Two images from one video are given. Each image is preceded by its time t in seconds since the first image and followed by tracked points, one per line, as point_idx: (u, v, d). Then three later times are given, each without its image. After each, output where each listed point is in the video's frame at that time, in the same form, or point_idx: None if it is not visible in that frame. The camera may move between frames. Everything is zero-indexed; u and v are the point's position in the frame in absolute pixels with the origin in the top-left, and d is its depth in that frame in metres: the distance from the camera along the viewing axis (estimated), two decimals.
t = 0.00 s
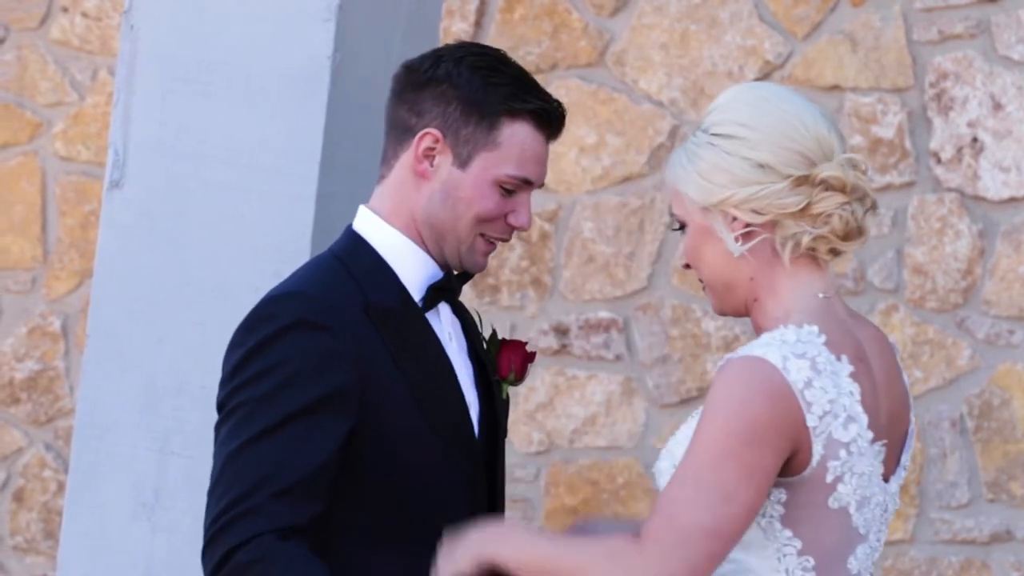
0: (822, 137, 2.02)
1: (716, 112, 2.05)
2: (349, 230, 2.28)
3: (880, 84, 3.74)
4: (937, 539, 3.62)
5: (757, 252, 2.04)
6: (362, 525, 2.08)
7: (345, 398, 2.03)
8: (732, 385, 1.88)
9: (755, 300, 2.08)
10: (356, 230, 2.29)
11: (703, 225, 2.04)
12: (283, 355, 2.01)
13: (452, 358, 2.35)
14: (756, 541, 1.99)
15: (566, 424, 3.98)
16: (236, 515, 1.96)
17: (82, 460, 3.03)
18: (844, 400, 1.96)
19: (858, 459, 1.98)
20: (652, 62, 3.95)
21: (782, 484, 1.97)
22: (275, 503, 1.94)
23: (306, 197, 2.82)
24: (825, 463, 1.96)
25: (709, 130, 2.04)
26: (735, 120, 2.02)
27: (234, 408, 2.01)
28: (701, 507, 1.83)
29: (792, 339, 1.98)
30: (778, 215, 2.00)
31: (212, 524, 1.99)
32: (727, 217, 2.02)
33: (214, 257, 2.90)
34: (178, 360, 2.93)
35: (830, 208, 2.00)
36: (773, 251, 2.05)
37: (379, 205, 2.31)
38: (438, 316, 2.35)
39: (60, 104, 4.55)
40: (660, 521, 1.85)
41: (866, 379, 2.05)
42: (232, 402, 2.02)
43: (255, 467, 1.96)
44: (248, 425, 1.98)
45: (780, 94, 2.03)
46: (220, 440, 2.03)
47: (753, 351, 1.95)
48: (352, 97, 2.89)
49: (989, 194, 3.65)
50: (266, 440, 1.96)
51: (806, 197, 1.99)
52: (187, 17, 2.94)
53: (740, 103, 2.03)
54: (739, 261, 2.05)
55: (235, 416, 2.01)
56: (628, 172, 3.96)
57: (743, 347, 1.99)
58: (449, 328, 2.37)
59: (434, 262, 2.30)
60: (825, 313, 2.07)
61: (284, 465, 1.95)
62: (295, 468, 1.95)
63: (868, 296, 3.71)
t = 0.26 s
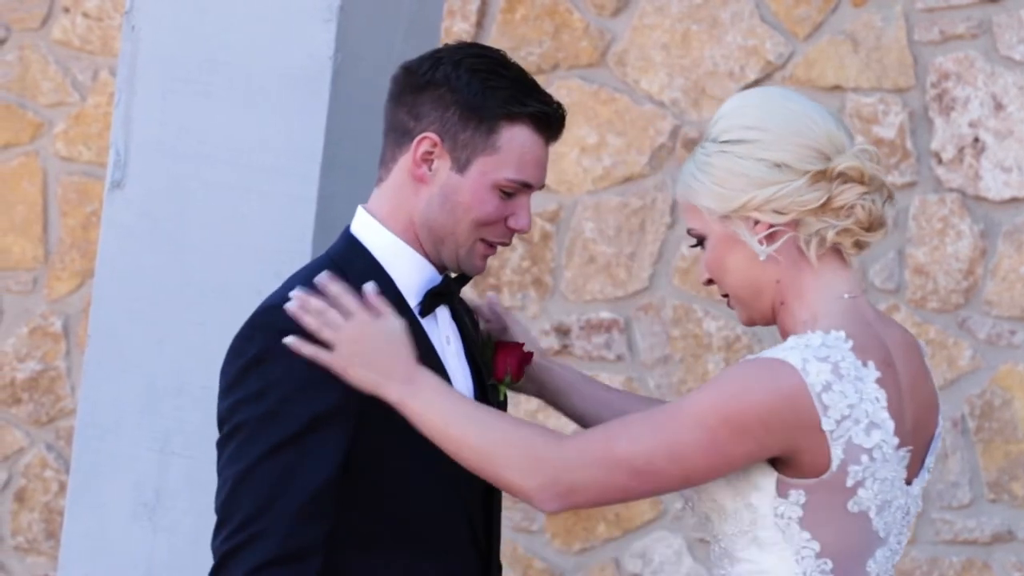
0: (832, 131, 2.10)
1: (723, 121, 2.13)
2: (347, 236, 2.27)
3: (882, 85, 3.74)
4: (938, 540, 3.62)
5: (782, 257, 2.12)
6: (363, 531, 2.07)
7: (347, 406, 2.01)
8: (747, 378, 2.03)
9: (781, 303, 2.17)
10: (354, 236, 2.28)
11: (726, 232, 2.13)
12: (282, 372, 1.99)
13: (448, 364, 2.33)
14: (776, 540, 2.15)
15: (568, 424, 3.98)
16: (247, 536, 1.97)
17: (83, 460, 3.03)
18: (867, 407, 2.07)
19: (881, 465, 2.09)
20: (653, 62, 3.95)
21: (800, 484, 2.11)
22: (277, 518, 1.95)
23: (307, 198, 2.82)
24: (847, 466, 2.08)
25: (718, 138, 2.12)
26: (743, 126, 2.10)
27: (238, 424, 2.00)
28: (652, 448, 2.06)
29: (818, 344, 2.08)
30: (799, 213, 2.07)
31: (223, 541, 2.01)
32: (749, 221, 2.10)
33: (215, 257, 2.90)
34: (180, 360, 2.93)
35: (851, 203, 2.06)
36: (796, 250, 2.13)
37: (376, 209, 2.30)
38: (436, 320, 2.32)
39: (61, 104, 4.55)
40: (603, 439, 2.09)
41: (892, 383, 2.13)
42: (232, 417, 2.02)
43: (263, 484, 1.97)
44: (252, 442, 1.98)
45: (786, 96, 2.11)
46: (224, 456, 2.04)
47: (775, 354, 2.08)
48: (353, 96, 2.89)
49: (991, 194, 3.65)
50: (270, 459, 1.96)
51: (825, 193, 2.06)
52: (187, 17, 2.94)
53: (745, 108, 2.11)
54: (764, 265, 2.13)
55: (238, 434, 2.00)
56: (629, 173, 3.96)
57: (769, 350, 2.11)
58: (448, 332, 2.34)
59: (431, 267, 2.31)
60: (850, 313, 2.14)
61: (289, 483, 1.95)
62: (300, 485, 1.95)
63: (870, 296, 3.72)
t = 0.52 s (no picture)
0: (827, 131, 2.08)
1: (716, 126, 2.10)
2: (334, 238, 2.28)
3: (882, 85, 3.74)
4: (939, 540, 3.62)
5: (785, 257, 2.09)
6: (360, 535, 2.08)
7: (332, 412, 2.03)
8: (749, 374, 1.99)
9: (786, 305, 2.13)
10: (341, 238, 2.29)
11: (727, 237, 2.09)
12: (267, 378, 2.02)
13: (439, 363, 2.34)
14: (781, 540, 2.10)
15: (568, 424, 3.98)
16: (244, 549, 1.98)
17: (83, 462, 3.02)
18: (873, 407, 2.04)
19: (888, 466, 2.07)
20: (654, 63, 3.95)
21: (806, 484, 2.06)
22: (270, 527, 1.96)
23: (309, 198, 2.82)
24: (853, 467, 2.04)
25: (713, 144, 2.09)
26: (738, 130, 2.07)
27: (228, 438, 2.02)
28: (656, 445, 2.00)
29: (824, 344, 2.05)
30: (801, 214, 2.04)
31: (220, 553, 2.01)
32: (751, 225, 2.07)
33: (216, 258, 2.91)
34: (180, 361, 2.93)
35: (853, 201, 2.04)
36: (800, 253, 2.09)
37: (364, 208, 2.31)
38: (427, 319, 2.34)
39: (62, 104, 4.55)
40: (604, 437, 2.02)
41: (898, 384, 2.11)
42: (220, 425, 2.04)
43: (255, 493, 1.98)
44: (243, 453, 2.00)
45: (779, 98, 2.10)
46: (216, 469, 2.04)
47: (780, 355, 2.04)
48: (353, 97, 2.89)
49: (992, 194, 3.65)
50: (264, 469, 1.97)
51: (825, 193, 2.04)
52: (188, 17, 2.94)
53: (740, 111, 2.09)
54: (767, 268, 2.09)
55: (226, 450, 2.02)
56: (630, 173, 3.95)
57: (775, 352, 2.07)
58: (439, 331, 2.36)
59: (419, 267, 2.30)
60: (853, 312, 2.11)
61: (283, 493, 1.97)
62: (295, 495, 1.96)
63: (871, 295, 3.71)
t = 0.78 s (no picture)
0: (815, 132, 2.07)
1: (706, 136, 2.10)
2: (326, 238, 2.28)
3: (884, 85, 3.74)
4: (941, 540, 3.62)
5: (785, 259, 2.08)
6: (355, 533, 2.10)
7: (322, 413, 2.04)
8: (759, 381, 1.94)
9: (791, 308, 2.12)
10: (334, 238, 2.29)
11: (726, 247, 2.09)
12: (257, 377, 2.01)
13: (430, 362, 2.36)
14: (800, 541, 2.06)
15: (570, 424, 3.98)
16: (239, 554, 1.98)
17: (83, 462, 3.02)
18: (887, 404, 2.00)
19: (903, 463, 2.03)
20: (655, 63, 3.95)
21: (822, 484, 2.02)
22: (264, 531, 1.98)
23: (310, 198, 2.82)
24: (868, 466, 2.00)
25: (704, 154, 2.09)
26: (727, 138, 2.07)
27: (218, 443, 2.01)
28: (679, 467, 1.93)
29: (833, 343, 2.02)
30: (797, 215, 2.04)
31: (215, 558, 2.02)
32: (749, 232, 2.07)
33: (218, 258, 2.91)
34: (181, 361, 2.94)
35: (846, 197, 2.03)
36: (802, 254, 2.09)
37: (359, 208, 2.31)
38: (418, 319, 2.36)
39: (64, 104, 4.55)
40: (621, 462, 1.95)
41: (909, 380, 2.07)
42: (212, 427, 2.02)
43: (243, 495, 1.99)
44: (238, 454, 1.99)
45: (765, 102, 2.09)
46: (207, 473, 2.03)
47: (791, 356, 2.00)
48: (354, 96, 2.89)
49: (993, 194, 3.65)
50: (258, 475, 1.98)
51: (819, 192, 2.03)
52: (190, 17, 2.94)
53: (728, 118, 2.08)
54: (768, 273, 2.08)
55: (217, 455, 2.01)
56: (632, 173, 3.95)
57: (783, 353, 2.04)
58: (431, 331, 2.38)
59: (410, 268, 2.30)
60: (858, 310, 2.09)
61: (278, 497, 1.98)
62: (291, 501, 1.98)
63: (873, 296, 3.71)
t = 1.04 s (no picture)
0: (808, 134, 2.07)
1: (700, 144, 2.10)
2: (325, 237, 2.29)
3: (885, 85, 3.74)
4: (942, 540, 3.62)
5: (787, 262, 2.07)
6: (353, 533, 2.10)
7: (323, 410, 2.04)
8: (770, 382, 1.94)
9: (795, 310, 2.11)
10: (332, 237, 2.30)
11: (725, 254, 2.09)
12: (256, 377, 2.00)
13: (429, 361, 2.36)
14: (811, 542, 2.04)
15: (570, 424, 3.98)
16: (240, 554, 1.96)
17: (84, 462, 3.02)
18: (895, 401, 2.00)
19: (914, 459, 2.02)
20: (656, 63, 3.95)
21: (833, 485, 2.02)
22: (264, 529, 1.96)
23: (310, 198, 2.82)
24: (879, 463, 2.00)
25: (699, 163, 2.09)
26: (721, 145, 2.07)
27: (219, 444, 1.98)
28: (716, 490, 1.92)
29: (839, 342, 2.01)
30: (795, 217, 2.04)
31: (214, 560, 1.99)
32: (748, 237, 2.06)
33: (218, 259, 2.91)
34: (182, 361, 2.93)
35: (843, 197, 2.03)
36: (802, 256, 2.08)
37: (360, 210, 2.31)
38: (416, 319, 2.36)
39: (64, 104, 4.55)
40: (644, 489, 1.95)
41: (916, 377, 2.07)
42: (213, 429, 2.01)
43: (235, 495, 1.96)
44: (236, 457, 1.97)
45: (757, 106, 2.10)
46: (206, 475, 2.01)
47: (796, 356, 2.00)
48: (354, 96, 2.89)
49: (994, 194, 3.65)
50: (259, 473, 1.95)
51: (816, 193, 2.03)
52: (190, 17, 2.94)
53: (722, 124, 2.08)
54: (770, 277, 2.08)
55: (218, 457, 1.99)
56: (633, 173, 3.95)
57: (791, 353, 2.03)
58: (429, 331, 2.38)
59: (410, 268, 2.31)
60: (862, 308, 2.08)
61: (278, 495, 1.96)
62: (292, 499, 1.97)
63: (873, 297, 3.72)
